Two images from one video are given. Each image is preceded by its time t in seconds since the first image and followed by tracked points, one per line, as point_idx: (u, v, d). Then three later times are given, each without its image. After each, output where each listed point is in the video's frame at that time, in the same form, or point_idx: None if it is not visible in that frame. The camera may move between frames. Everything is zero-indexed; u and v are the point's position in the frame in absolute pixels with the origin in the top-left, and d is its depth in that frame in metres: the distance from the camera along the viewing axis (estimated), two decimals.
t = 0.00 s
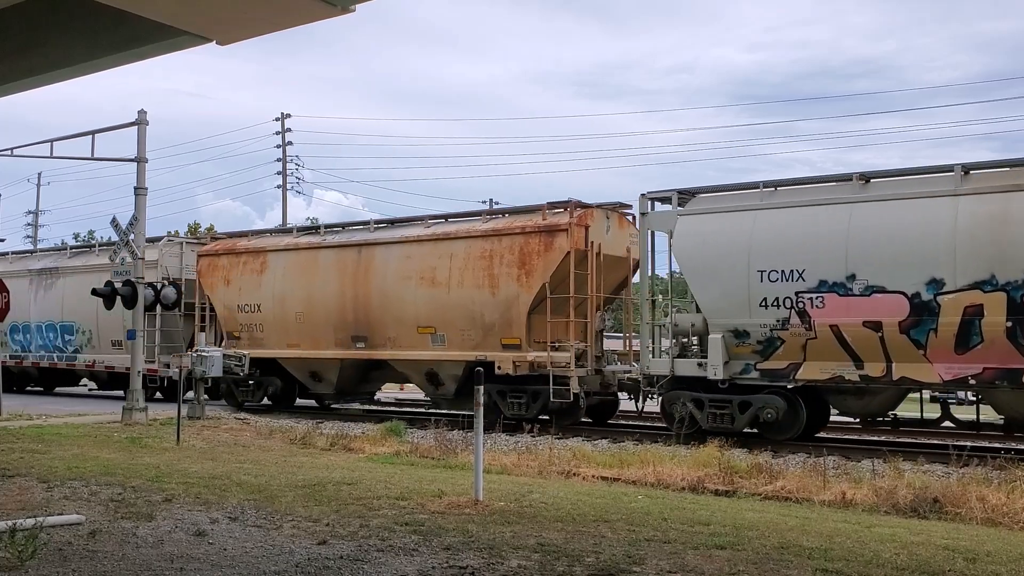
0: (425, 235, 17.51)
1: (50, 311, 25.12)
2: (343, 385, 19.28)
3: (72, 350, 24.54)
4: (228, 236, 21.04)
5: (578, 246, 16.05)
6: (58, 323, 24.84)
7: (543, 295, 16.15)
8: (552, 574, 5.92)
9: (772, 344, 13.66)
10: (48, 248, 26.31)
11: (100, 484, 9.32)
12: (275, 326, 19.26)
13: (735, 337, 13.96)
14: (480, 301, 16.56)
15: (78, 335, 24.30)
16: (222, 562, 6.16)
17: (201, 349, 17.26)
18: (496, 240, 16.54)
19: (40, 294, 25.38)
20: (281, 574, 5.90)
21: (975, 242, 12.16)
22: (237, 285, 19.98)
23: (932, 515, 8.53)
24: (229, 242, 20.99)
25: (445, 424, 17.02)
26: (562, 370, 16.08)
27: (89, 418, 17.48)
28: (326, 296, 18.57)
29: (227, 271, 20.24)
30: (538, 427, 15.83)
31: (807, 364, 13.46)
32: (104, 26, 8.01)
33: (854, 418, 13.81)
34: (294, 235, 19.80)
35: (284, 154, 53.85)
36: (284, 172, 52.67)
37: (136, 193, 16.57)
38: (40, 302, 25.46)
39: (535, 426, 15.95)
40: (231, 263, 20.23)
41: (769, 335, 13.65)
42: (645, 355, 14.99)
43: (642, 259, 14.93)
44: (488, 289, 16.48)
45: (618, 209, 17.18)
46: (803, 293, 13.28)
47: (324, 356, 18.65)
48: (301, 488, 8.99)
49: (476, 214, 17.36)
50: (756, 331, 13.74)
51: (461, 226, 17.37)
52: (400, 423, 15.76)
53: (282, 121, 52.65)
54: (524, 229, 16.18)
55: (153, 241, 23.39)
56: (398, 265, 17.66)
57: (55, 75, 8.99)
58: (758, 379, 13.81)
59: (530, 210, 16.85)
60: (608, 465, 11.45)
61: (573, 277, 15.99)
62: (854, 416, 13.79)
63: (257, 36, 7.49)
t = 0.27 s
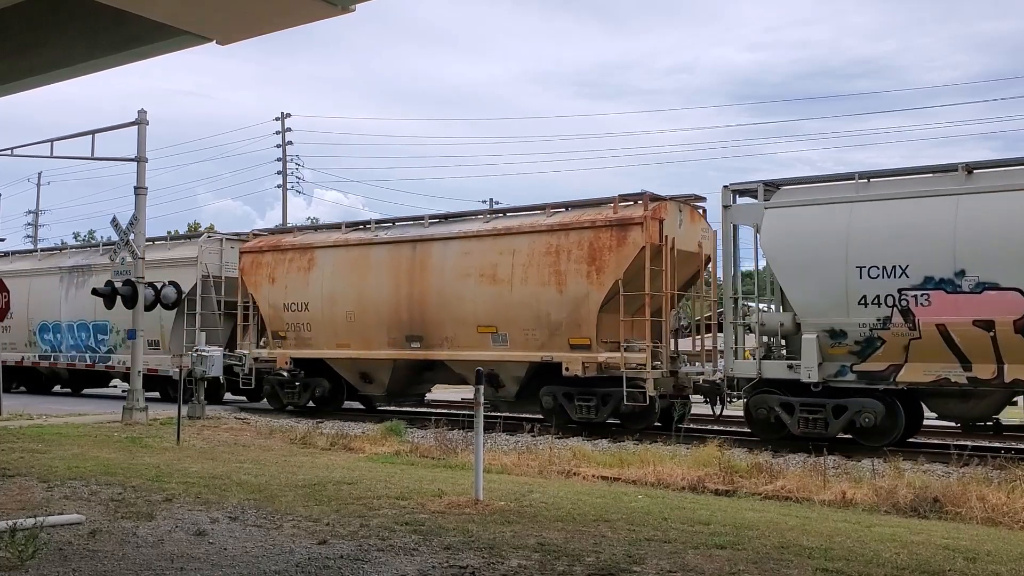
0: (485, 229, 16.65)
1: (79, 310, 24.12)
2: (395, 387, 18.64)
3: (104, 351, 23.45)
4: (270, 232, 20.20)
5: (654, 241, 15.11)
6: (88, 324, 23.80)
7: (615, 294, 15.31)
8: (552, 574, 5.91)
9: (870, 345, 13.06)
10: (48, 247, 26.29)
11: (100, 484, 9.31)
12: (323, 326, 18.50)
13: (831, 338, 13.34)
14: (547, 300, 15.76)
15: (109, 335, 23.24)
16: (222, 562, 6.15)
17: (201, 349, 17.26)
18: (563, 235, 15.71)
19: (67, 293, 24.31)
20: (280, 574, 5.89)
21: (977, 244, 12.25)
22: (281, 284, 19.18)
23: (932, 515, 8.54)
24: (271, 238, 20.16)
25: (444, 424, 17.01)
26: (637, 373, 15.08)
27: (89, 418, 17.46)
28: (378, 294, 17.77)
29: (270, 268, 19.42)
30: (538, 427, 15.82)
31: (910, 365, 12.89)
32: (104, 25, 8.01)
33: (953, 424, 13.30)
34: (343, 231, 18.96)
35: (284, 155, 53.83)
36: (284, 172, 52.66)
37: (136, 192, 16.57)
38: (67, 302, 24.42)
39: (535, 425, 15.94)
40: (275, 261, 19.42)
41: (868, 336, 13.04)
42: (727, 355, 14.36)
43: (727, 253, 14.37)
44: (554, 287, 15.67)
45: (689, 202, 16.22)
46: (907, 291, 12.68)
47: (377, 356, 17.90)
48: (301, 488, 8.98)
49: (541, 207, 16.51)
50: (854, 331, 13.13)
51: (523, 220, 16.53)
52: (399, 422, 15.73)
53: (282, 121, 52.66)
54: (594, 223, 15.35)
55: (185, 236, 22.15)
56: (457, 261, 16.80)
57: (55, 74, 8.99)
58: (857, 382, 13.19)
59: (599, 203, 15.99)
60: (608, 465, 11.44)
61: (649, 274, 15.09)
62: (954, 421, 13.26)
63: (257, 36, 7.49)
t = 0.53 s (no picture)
0: (552, 224, 15.90)
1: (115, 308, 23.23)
2: (449, 389, 17.81)
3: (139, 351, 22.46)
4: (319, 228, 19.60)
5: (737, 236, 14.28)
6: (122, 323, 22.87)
7: (695, 292, 14.52)
8: (552, 574, 5.92)
9: (981, 346, 12.16)
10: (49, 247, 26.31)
11: (100, 484, 9.31)
12: (377, 326, 17.89)
13: (937, 338, 12.41)
14: (620, 298, 15.01)
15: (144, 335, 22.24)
16: (222, 562, 6.15)
17: (201, 349, 17.26)
18: (637, 230, 14.94)
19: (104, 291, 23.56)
20: (281, 574, 5.89)
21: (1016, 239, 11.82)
22: (332, 282, 18.62)
23: (932, 515, 8.54)
24: (319, 234, 19.55)
25: (445, 424, 17.03)
26: (721, 375, 14.27)
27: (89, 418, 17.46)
28: (435, 293, 17.14)
29: (320, 266, 18.86)
30: (538, 427, 15.84)
31: None
32: (104, 25, 8.01)
33: None
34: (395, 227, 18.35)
35: (285, 154, 53.79)
36: (283, 172, 52.64)
37: (136, 193, 16.57)
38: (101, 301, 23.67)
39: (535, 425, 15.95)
40: (325, 258, 18.85)
41: (979, 336, 12.14)
42: (819, 358, 13.27)
43: (820, 248, 13.31)
44: (628, 284, 14.91)
45: (773, 195, 15.36)
46: None
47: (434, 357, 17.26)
48: (301, 488, 8.98)
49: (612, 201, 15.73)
50: (963, 331, 12.23)
51: (592, 214, 15.75)
52: (399, 422, 15.72)
53: (282, 121, 52.65)
54: (672, 217, 14.54)
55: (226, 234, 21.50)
56: (522, 257, 16.07)
57: (55, 74, 8.99)
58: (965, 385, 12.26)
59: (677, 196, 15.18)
60: (608, 465, 11.44)
61: (733, 270, 14.25)
62: None
63: (257, 36, 7.49)
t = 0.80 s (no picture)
0: (626, 219, 15.13)
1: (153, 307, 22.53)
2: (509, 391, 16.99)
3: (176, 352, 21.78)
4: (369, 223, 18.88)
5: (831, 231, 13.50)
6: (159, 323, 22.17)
7: (784, 290, 13.75)
8: (552, 574, 5.91)
9: None
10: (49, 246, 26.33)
11: (100, 483, 9.30)
12: (433, 325, 17.18)
13: None
14: (703, 296, 14.23)
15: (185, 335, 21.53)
16: (222, 562, 6.15)
17: (201, 348, 17.25)
18: (721, 225, 14.16)
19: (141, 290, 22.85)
20: (281, 574, 5.89)
21: None
22: (385, 279, 17.90)
23: (933, 515, 8.54)
24: (371, 230, 18.82)
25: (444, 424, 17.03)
26: (814, 377, 13.49)
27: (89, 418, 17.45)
28: (496, 291, 16.38)
29: (372, 263, 18.16)
30: (538, 427, 15.85)
31: None
32: (104, 26, 8.01)
33: None
34: (452, 222, 17.62)
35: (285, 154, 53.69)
36: (283, 173, 52.64)
37: (136, 192, 16.57)
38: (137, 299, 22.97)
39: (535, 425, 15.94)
40: (377, 255, 18.15)
41: None
42: (924, 360, 12.58)
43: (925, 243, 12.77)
44: (712, 282, 14.14)
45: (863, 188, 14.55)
46: None
47: (494, 358, 16.51)
48: (301, 488, 8.97)
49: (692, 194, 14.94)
50: None
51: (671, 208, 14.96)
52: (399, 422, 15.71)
53: (283, 120, 52.68)
54: (760, 209, 13.76)
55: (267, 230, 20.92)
56: (594, 253, 15.32)
57: (56, 74, 8.99)
58: None
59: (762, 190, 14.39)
60: (608, 464, 11.44)
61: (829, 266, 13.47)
62: None
63: (257, 36, 7.50)
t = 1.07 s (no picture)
0: (708, 213, 14.37)
1: (191, 306, 21.81)
2: (576, 393, 16.30)
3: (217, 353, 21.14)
4: (421, 217, 18.01)
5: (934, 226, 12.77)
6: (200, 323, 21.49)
7: (885, 288, 13.02)
8: (553, 574, 5.91)
9: None
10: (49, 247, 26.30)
11: (100, 483, 9.30)
12: (496, 324, 16.43)
13: None
14: (795, 294, 13.51)
15: (227, 335, 20.90)
16: (222, 562, 6.15)
17: (202, 348, 17.26)
18: (815, 219, 13.43)
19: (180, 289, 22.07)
20: (281, 574, 5.88)
21: None
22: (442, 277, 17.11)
23: (933, 515, 8.54)
24: (424, 225, 17.96)
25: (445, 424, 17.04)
26: (917, 380, 12.76)
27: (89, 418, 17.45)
28: (565, 289, 15.65)
29: (427, 260, 17.34)
30: (538, 427, 15.85)
31: None
32: (104, 26, 8.01)
33: None
34: (512, 216, 16.84)
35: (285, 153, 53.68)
36: (283, 173, 52.64)
37: (136, 192, 16.57)
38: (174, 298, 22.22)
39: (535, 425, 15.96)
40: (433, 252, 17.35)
41: None
42: None
43: None
44: (806, 279, 13.41)
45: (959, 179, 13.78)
46: None
47: (563, 359, 15.78)
48: (301, 488, 8.98)
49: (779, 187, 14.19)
50: None
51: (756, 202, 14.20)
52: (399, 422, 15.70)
53: (282, 120, 52.67)
54: (859, 203, 13.02)
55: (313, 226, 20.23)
56: (675, 249, 14.56)
57: (55, 75, 8.99)
58: None
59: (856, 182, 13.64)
60: (608, 465, 11.45)
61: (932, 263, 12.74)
62: None
63: (257, 36, 7.49)
